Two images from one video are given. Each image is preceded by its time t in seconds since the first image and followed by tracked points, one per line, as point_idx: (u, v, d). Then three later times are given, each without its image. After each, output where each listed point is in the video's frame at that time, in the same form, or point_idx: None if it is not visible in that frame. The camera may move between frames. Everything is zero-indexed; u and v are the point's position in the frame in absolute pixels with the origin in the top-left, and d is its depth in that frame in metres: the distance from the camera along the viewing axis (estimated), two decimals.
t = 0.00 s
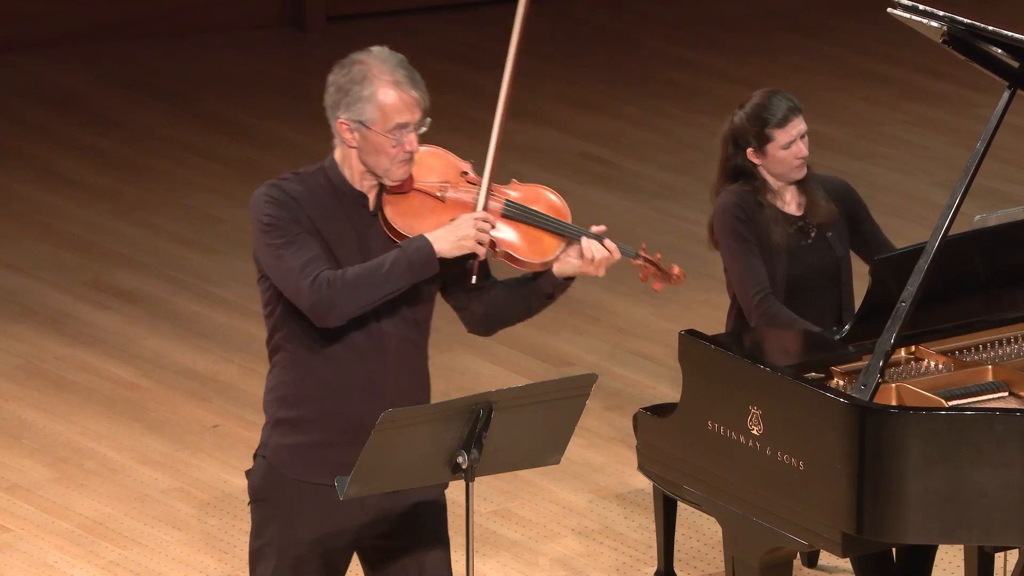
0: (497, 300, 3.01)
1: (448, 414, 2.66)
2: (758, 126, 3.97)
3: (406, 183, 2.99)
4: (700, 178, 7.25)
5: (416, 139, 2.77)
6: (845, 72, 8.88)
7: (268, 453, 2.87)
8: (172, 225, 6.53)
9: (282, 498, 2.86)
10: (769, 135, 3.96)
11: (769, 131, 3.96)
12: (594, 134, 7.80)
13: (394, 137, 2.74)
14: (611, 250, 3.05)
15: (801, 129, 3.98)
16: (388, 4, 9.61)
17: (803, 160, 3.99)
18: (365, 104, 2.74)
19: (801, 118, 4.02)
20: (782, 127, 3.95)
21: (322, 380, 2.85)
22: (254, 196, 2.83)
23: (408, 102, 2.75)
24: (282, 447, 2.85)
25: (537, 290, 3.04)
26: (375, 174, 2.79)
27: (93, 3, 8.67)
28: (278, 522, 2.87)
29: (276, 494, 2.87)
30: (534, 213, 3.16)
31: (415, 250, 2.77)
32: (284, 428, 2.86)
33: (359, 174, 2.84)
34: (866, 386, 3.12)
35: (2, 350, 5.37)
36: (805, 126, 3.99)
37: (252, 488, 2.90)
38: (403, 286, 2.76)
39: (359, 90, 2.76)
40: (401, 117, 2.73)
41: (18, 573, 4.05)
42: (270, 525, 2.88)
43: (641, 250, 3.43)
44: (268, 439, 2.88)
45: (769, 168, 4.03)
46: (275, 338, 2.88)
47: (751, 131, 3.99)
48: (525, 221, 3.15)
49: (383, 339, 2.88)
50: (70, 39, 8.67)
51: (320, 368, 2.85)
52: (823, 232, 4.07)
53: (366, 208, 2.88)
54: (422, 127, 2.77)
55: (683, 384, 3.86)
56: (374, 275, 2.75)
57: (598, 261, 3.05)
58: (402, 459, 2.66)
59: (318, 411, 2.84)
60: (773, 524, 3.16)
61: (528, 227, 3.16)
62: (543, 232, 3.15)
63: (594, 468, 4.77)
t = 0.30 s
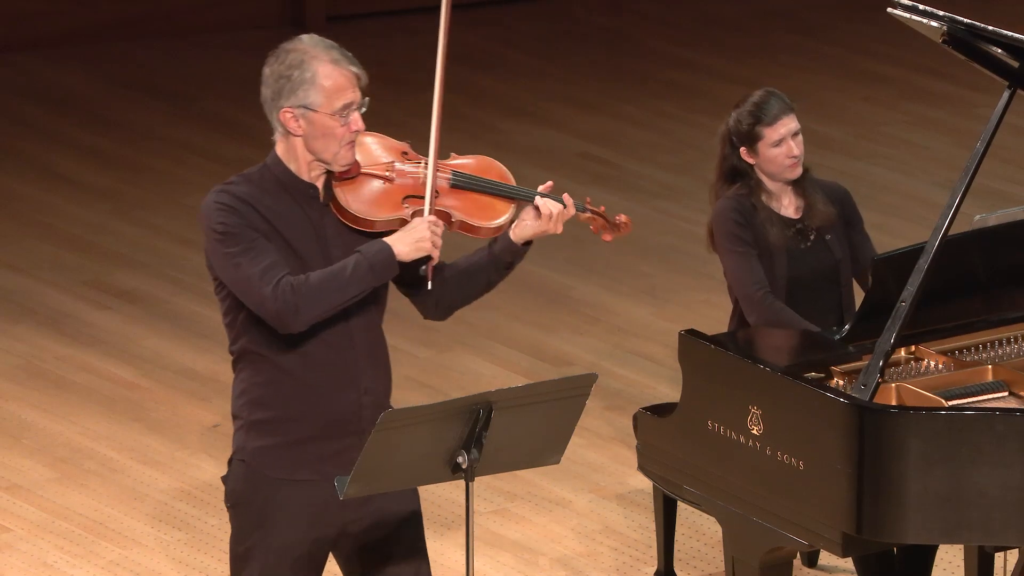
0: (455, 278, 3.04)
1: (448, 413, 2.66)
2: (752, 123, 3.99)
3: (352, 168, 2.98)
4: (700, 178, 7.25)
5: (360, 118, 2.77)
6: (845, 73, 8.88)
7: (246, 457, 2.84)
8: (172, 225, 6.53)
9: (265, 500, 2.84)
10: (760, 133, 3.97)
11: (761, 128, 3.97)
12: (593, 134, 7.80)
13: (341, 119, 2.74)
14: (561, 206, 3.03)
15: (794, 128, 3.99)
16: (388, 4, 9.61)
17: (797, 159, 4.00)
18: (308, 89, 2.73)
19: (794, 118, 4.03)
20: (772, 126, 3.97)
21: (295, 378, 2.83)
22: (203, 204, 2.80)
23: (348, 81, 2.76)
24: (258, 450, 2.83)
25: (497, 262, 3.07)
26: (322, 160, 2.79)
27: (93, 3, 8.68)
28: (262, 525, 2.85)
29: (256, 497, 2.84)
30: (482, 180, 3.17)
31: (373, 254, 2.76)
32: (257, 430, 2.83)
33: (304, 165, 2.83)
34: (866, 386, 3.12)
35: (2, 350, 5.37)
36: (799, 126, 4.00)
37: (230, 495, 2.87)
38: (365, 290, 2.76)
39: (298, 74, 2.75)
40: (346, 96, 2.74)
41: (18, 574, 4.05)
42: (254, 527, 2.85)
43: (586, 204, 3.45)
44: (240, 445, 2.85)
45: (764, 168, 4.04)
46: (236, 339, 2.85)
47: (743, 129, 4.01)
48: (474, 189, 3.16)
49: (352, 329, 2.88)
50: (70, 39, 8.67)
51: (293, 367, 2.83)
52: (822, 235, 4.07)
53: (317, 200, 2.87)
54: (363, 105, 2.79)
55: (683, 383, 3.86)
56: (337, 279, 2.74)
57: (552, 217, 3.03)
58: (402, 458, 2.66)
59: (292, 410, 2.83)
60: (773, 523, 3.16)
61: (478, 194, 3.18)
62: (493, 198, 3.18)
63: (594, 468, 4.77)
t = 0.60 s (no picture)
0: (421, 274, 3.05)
1: (446, 414, 2.66)
2: (749, 124, 4.00)
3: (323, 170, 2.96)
4: (700, 178, 7.25)
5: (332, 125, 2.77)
6: (845, 72, 8.88)
7: (221, 463, 2.85)
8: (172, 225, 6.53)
9: (243, 503, 2.85)
10: (758, 133, 3.98)
11: (758, 129, 3.98)
12: (593, 134, 7.80)
13: (311, 125, 2.74)
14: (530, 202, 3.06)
15: (791, 128, 3.99)
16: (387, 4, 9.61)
17: (795, 159, 4.00)
18: (280, 93, 2.73)
19: (791, 118, 4.04)
20: (769, 126, 3.97)
21: (269, 383, 2.84)
22: (175, 212, 2.79)
23: (321, 87, 2.75)
24: (233, 453, 2.84)
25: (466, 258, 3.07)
26: (293, 165, 2.79)
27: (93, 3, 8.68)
28: (241, 527, 2.85)
29: (236, 499, 2.85)
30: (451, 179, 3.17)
31: (344, 290, 2.75)
32: (232, 434, 2.84)
33: (276, 168, 2.84)
34: (866, 386, 3.12)
35: (2, 350, 5.37)
36: (796, 126, 4.01)
37: (208, 498, 2.88)
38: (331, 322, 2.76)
39: (272, 78, 2.74)
40: (320, 103, 2.74)
41: (18, 574, 4.05)
42: (232, 530, 2.86)
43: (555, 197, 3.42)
44: (214, 450, 2.86)
45: (763, 170, 4.04)
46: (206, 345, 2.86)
47: (741, 129, 4.02)
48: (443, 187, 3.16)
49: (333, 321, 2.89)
50: (69, 40, 8.68)
51: (266, 372, 2.84)
52: (823, 237, 4.07)
53: (287, 204, 2.87)
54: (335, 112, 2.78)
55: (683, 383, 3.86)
56: (303, 308, 2.74)
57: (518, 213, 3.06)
58: (402, 458, 2.66)
59: (266, 414, 2.85)
60: (773, 523, 3.16)
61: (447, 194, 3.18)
62: (463, 197, 3.19)
63: (594, 468, 4.77)
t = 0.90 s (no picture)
0: (415, 281, 3.06)
1: (446, 413, 2.66)
2: (754, 123, 4.00)
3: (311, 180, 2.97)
4: (700, 178, 7.25)
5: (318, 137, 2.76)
6: (845, 72, 8.88)
7: (196, 463, 2.86)
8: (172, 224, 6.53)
9: (217, 506, 2.86)
10: (762, 132, 3.99)
11: (763, 127, 3.99)
12: (593, 134, 7.80)
13: (295, 136, 2.74)
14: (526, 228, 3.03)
15: (795, 127, 4.00)
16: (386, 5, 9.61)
17: (798, 158, 4.00)
18: (267, 101, 2.73)
19: (796, 117, 4.04)
20: (773, 125, 3.98)
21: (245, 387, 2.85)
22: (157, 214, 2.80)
23: (309, 100, 2.75)
24: (209, 456, 2.85)
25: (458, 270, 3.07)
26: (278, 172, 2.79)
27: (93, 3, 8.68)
28: (215, 527, 2.85)
29: (211, 500, 2.86)
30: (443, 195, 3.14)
31: (308, 341, 2.74)
32: (209, 437, 2.85)
33: (263, 173, 2.85)
34: (865, 386, 3.12)
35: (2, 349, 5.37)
36: (800, 125, 4.01)
37: (184, 497, 2.88)
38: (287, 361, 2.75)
39: (261, 86, 2.74)
40: (306, 115, 2.73)
41: (18, 574, 4.05)
42: (204, 532, 2.85)
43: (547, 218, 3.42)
44: (190, 452, 2.87)
45: (766, 169, 4.04)
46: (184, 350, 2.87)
47: (746, 128, 4.02)
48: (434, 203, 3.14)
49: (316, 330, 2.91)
50: (69, 40, 8.68)
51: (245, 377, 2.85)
52: (824, 238, 4.07)
53: (272, 210, 2.87)
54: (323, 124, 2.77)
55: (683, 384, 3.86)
56: (258, 341, 2.73)
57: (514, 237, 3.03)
58: (402, 458, 2.66)
59: (241, 419, 2.86)
60: (773, 523, 3.16)
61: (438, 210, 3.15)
62: (451, 212, 3.16)
63: (593, 468, 4.77)
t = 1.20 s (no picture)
0: (421, 293, 3.06)
1: (447, 413, 2.66)
2: (770, 121, 4.01)
3: (318, 190, 2.95)
4: (700, 178, 7.25)
5: (324, 148, 2.75)
6: (845, 72, 8.88)
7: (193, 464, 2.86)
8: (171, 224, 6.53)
9: (212, 508, 2.86)
10: (779, 130, 3.98)
11: (780, 125, 3.98)
12: (593, 134, 7.80)
13: (301, 146, 2.73)
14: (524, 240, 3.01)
15: (812, 128, 4.00)
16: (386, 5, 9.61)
17: (812, 159, 4.00)
18: (272, 110, 2.73)
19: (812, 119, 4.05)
20: (791, 123, 3.98)
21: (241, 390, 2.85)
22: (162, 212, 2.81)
23: (316, 111, 2.74)
24: (205, 457, 2.85)
25: (460, 287, 3.06)
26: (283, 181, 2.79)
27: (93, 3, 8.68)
28: (210, 528, 2.86)
29: (207, 500, 2.86)
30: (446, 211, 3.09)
31: (275, 381, 2.75)
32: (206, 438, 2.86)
33: (269, 181, 2.85)
34: (865, 386, 3.12)
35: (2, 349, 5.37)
36: (816, 126, 4.01)
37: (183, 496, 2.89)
38: (252, 393, 2.76)
39: (268, 95, 2.74)
40: (311, 126, 2.72)
41: (18, 574, 4.05)
42: (200, 531, 2.86)
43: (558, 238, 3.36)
44: (189, 452, 2.88)
45: (778, 169, 4.04)
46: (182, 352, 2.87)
47: (762, 125, 4.02)
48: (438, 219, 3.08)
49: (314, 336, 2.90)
50: (70, 40, 8.68)
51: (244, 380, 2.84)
52: (831, 242, 4.08)
53: (276, 217, 2.87)
54: (330, 135, 2.76)
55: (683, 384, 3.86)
56: (228, 366, 2.73)
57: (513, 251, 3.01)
58: (402, 458, 2.66)
59: (238, 421, 2.86)
60: (772, 523, 3.16)
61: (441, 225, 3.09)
62: (456, 227, 3.10)
63: (593, 468, 4.77)
